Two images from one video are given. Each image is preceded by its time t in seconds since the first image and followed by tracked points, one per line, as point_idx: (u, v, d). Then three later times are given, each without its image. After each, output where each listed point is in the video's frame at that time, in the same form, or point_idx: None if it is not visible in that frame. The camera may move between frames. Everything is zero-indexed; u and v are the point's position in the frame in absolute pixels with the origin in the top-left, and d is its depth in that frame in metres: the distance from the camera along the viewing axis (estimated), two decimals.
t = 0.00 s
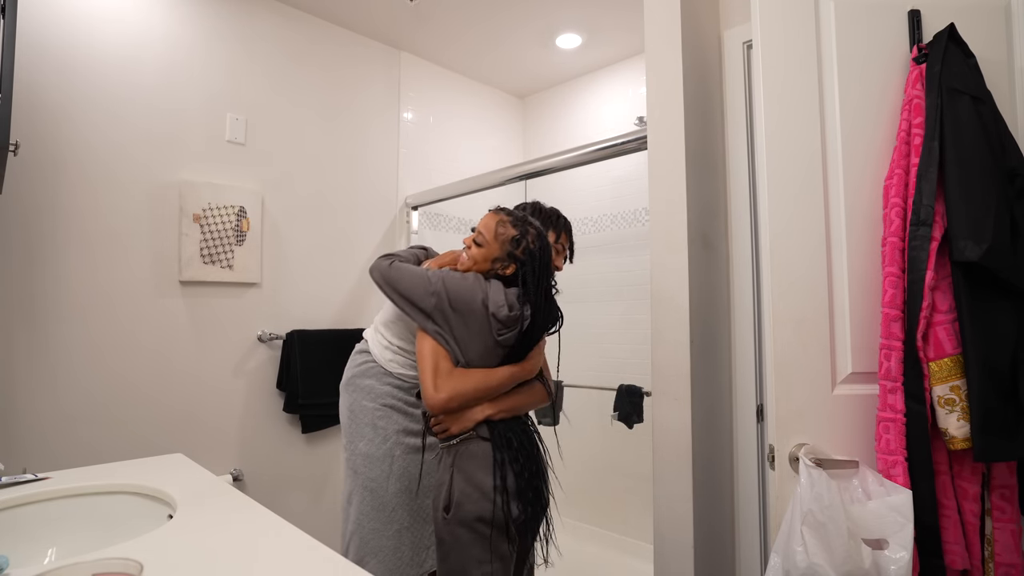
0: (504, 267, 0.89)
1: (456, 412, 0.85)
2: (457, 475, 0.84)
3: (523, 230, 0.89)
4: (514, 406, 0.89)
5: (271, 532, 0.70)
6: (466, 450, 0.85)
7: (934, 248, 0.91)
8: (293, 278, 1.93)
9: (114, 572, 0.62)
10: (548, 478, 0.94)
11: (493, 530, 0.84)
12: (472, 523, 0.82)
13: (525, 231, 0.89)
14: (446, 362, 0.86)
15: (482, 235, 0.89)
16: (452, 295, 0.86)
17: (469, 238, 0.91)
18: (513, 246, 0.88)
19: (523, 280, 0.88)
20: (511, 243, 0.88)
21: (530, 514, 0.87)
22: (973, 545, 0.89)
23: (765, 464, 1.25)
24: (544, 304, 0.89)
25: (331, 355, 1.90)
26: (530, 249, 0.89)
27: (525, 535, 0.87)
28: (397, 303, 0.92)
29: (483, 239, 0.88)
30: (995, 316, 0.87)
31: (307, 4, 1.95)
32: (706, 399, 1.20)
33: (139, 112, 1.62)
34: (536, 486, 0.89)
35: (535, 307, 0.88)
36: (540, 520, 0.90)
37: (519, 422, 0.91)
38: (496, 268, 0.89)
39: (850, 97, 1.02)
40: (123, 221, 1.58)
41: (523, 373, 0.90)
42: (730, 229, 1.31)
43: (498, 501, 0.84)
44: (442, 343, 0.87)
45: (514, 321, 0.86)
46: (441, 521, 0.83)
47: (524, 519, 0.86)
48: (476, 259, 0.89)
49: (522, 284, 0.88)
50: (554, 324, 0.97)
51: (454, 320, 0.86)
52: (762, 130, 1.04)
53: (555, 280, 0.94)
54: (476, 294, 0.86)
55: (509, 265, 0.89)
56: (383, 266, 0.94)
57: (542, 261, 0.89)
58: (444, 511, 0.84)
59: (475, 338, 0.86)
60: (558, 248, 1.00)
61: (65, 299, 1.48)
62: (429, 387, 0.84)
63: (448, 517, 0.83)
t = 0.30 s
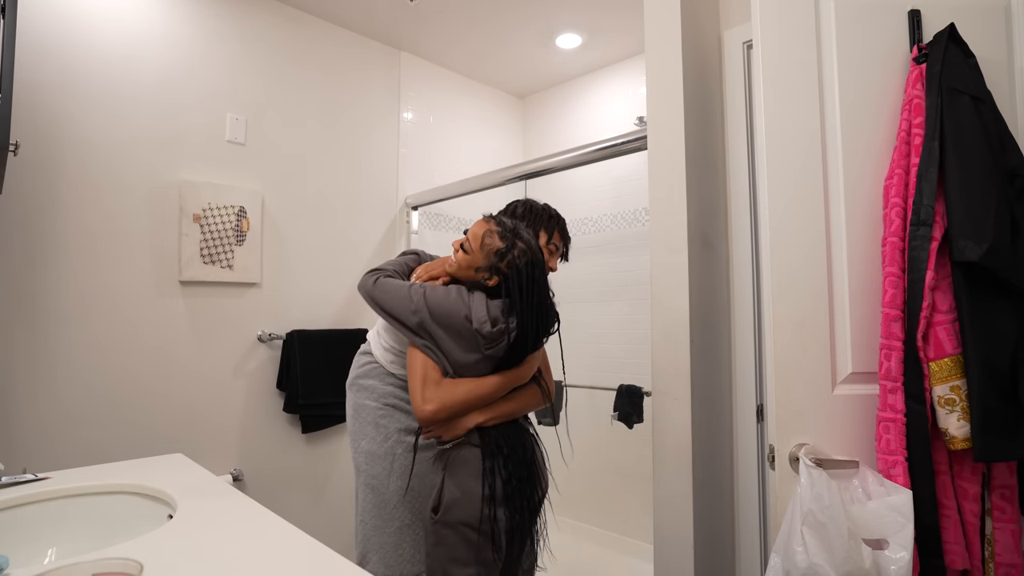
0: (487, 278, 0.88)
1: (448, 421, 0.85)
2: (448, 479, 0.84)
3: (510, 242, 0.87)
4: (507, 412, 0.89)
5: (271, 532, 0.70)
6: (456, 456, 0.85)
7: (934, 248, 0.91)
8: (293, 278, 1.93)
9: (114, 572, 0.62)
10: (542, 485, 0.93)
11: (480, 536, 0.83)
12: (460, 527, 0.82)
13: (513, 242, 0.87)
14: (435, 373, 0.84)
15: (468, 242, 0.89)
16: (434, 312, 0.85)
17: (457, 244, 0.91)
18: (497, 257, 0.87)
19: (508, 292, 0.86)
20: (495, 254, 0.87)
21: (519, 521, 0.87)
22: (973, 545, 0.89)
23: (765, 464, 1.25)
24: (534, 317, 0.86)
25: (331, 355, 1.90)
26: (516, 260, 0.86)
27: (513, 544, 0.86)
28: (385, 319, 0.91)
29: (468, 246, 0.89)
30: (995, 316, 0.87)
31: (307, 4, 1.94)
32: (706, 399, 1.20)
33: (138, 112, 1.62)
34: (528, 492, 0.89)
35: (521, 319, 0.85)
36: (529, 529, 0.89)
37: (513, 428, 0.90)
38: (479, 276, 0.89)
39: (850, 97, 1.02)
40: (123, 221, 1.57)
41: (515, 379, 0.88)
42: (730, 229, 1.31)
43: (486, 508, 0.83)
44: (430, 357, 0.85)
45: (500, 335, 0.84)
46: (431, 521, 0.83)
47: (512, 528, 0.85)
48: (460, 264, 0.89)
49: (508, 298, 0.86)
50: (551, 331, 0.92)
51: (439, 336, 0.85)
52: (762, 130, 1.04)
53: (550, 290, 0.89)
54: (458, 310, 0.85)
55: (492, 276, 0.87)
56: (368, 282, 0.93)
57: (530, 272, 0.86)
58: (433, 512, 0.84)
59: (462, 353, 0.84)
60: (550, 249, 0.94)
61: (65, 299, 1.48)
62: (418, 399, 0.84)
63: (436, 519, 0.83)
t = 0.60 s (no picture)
0: (477, 284, 0.88)
1: (435, 425, 0.85)
2: (436, 482, 0.84)
3: (509, 257, 0.87)
4: (495, 419, 0.89)
5: (271, 532, 0.70)
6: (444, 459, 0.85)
7: (934, 248, 0.91)
8: (293, 278, 1.93)
9: (114, 572, 0.62)
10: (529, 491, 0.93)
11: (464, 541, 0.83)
12: (445, 530, 0.82)
13: (512, 259, 0.87)
14: (424, 376, 0.85)
15: (470, 246, 0.90)
16: (426, 321, 0.84)
17: (458, 248, 0.92)
18: (491, 269, 0.87)
19: (501, 306, 0.85)
20: (490, 265, 0.87)
21: (504, 528, 0.87)
22: (973, 545, 0.89)
23: (765, 464, 1.25)
24: (526, 333, 0.85)
25: (331, 355, 1.90)
26: (509, 276, 0.86)
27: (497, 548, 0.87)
28: (378, 320, 0.91)
29: (469, 249, 0.89)
30: (995, 316, 0.87)
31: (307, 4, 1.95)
32: (706, 399, 1.20)
33: (138, 112, 1.62)
34: (515, 500, 0.89)
35: (512, 334, 0.84)
36: (514, 534, 0.89)
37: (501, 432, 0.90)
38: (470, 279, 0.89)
39: (850, 96, 1.02)
40: (123, 221, 1.58)
41: (504, 388, 0.88)
42: (730, 229, 1.31)
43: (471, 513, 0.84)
44: (420, 361, 0.86)
45: (490, 348, 0.83)
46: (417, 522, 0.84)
47: (496, 534, 0.86)
48: (456, 263, 0.91)
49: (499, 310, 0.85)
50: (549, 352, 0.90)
51: (429, 344, 0.85)
52: (762, 131, 1.04)
53: (547, 306, 0.87)
54: (450, 320, 0.84)
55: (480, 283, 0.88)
56: (362, 282, 0.93)
57: (524, 290, 0.85)
58: (420, 514, 0.84)
59: (451, 362, 0.84)
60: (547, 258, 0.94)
61: (65, 300, 1.48)
62: (405, 401, 0.84)
63: (423, 520, 0.83)
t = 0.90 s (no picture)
0: (473, 281, 0.88)
1: (427, 423, 0.85)
2: (429, 485, 0.84)
3: (512, 259, 0.87)
4: (488, 420, 0.88)
5: (271, 532, 0.70)
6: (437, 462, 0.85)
7: (934, 248, 0.91)
8: (293, 278, 1.93)
9: (114, 572, 0.62)
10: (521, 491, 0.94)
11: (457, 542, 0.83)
12: (438, 532, 0.82)
13: (515, 261, 0.87)
14: (419, 372, 0.85)
15: (474, 240, 0.90)
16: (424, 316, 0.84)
17: (461, 243, 0.92)
18: (491, 267, 0.86)
19: (499, 306, 0.85)
20: (491, 263, 0.86)
21: (497, 529, 0.87)
22: (973, 545, 0.89)
23: (765, 463, 1.25)
24: (523, 334, 0.85)
25: (331, 355, 1.90)
26: (510, 278, 0.85)
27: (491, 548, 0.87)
28: (373, 313, 0.91)
29: (473, 245, 0.89)
30: (996, 316, 0.87)
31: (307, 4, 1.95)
32: (706, 399, 1.20)
33: (138, 112, 1.62)
34: (507, 501, 0.89)
35: (509, 334, 0.84)
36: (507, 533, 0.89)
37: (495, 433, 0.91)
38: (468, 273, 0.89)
39: (850, 96, 1.02)
40: (123, 221, 1.58)
41: (498, 387, 0.88)
42: (730, 229, 1.31)
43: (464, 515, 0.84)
44: (416, 356, 0.86)
45: (487, 346, 0.84)
46: (411, 524, 0.84)
47: (490, 535, 0.86)
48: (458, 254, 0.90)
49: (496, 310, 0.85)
50: (544, 359, 0.91)
51: (425, 339, 0.84)
52: (762, 131, 1.05)
53: (544, 312, 0.88)
54: (448, 316, 0.84)
55: (475, 280, 0.88)
56: (359, 275, 0.92)
57: (523, 294, 0.85)
58: (414, 516, 0.84)
59: (446, 359, 0.84)
60: (546, 262, 0.93)
61: (64, 300, 1.48)
62: (399, 396, 0.84)
63: (416, 522, 0.83)
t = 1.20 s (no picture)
0: (474, 279, 0.88)
1: (426, 419, 0.84)
2: (429, 485, 0.84)
3: (513, 258, 0.86)
4: (487, 418, 0.89)
5: (271, 532, 0.70)
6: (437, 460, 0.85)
7: (934, 248, 0.91)
8: (293, 278, 1.93)
9: (115, 572, 0.62)
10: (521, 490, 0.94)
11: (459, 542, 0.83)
12: (440, 533, 0.82)
13: (516, 260, 0.86)
14: (419, 367, 0.85)
15: (476, 239, 0.89)
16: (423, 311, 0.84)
17: (462, 241, 0.92)
18: (493, 266, 0.86)
19: (499, 304, 0.85)
20: (493, 262, 0.86)
21: (497, 529, 0.87)
22: (973, 545, 0.89)
23: (765, 464, 1.25)
24: (524, 331, 0.85)
25: (331, 355, 1.89)
26: (510, 277, 0.85)
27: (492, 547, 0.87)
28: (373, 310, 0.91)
29: (474, 244, 0.89)
30: (996, 316, 0.87)
31: (307, 4, 1.95)
32: (706, 399, 1.20)
33: (138, 112, 1.62)
34: (507, 500, 0.89)
35: (509, 331, 0.84)
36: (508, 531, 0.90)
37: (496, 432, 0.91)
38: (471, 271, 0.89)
39: (850, 96, 1.02)
40: (124, 221, 1.58)
41: (496, 385, 0.88)
42: (730, 229, 1.31)
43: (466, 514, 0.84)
44: (416, 351, 0.86)
45: (487, 342, 0.84)
46: (411, 526, 0.83)
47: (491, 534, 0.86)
48: (461, 253, 0.90)
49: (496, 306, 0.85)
50: (544, 358, 0.91)
51: (426, 335, 0.85)
52: (762, 130, 1.04)
53: (544, 310, 0.87)
54: (448, 312, 0.84)
55: (475, 277, 0.88)
56: (358, 272, 0.92)
57: (523, 292, 0.85)
58: (414, 518, 0.84)
59: (446, 354, 0.84)
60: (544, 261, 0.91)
61: (64, 300, 1.48)
62: (398, 391, 0.84)
63: (417, 523, 0.83)
